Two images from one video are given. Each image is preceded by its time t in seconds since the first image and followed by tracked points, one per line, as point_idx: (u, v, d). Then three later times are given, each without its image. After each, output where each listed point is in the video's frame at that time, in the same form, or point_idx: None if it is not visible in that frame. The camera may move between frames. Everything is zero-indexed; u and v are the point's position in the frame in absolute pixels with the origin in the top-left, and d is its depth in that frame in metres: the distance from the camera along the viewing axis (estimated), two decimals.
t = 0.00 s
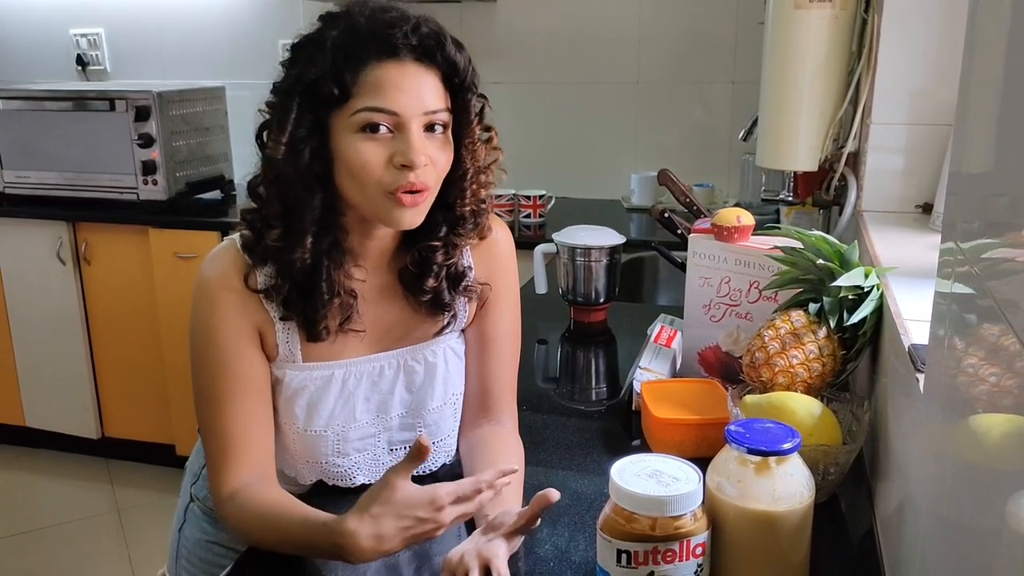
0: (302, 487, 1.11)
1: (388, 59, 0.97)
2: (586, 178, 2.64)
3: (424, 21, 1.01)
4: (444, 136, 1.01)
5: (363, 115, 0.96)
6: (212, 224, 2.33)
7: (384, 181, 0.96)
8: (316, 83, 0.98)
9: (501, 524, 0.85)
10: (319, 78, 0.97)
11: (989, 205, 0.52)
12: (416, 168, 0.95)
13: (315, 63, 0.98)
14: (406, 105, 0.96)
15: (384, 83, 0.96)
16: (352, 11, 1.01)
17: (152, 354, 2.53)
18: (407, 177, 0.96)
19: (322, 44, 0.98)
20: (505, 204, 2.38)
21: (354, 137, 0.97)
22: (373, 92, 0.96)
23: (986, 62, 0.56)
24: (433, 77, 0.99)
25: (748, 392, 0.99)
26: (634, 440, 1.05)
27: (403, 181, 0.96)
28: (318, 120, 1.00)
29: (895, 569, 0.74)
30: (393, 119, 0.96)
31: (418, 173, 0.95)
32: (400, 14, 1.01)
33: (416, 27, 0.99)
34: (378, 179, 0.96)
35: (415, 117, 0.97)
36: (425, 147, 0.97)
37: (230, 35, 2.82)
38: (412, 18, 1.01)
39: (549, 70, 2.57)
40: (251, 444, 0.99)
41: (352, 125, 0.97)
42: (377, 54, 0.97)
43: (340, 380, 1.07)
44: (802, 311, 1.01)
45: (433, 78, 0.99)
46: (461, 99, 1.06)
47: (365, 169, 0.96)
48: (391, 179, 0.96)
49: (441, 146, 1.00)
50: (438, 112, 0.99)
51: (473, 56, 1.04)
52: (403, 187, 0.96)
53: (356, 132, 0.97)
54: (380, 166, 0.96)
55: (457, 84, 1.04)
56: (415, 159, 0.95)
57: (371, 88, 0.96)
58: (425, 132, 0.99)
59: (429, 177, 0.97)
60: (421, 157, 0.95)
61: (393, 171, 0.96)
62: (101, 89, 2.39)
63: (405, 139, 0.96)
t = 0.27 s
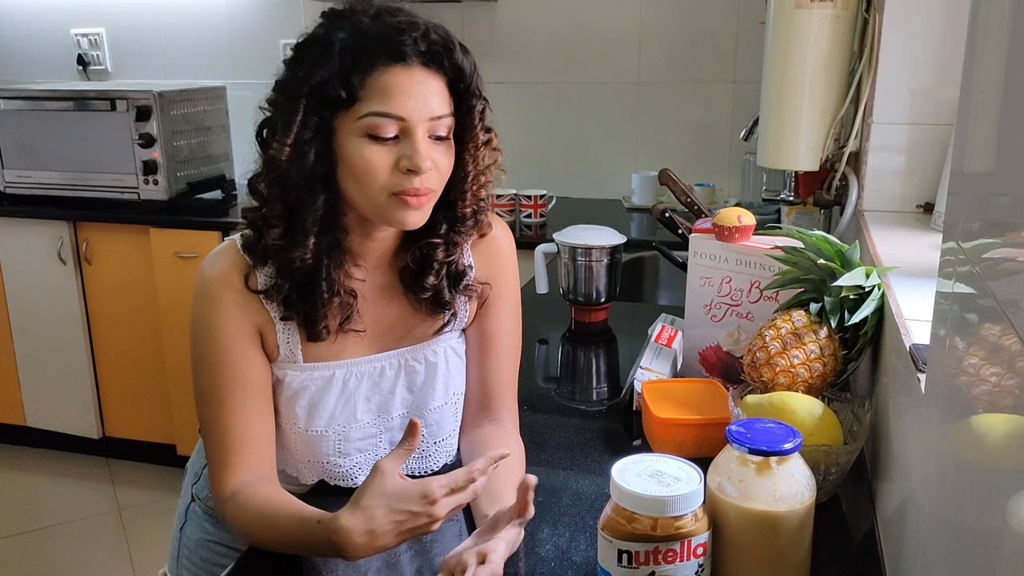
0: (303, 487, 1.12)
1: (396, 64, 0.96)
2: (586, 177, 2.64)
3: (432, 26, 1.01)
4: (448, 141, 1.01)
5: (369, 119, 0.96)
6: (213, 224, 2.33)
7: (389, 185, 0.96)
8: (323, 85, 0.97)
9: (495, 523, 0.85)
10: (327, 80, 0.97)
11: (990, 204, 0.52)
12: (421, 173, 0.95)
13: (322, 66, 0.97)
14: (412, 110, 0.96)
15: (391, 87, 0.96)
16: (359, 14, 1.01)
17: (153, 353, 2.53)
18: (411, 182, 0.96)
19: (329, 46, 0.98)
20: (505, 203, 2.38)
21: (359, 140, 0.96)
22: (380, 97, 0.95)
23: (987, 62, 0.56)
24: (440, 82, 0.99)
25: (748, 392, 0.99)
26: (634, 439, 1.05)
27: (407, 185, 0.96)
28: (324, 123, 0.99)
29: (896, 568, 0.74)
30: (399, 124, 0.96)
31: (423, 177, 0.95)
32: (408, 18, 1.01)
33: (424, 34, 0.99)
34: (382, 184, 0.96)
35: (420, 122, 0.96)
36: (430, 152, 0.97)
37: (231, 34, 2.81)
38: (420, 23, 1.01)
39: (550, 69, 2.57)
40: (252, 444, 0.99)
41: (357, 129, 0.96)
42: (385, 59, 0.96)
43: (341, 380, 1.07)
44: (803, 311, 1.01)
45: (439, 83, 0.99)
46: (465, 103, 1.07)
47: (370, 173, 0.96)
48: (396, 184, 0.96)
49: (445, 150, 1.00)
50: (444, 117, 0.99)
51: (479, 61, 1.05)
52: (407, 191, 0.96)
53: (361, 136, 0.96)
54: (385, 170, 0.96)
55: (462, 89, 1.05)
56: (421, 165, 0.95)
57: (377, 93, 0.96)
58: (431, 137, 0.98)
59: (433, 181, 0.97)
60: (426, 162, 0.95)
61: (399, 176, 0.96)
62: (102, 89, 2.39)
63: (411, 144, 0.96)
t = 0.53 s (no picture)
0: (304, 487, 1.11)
1: (400, 63, 0.97)
2: (587, 177, 2.64)
3: (437, 27, 1.02)
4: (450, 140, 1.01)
5: (371, 117, 0.95)
6: (213, 223, 2.33)
7: (390, 183, 0.96)
8: (327, 83, 0.97)
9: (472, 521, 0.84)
10: (331, 78, 0.96)
11: (990, 204, 0.52)
12: (423, 172, 0.95)
13: (326, 64, 0.97)
14: (415, 109, 0.96)
15: (394, 86, 0.96)
16: (363, 13, 1.00)
17: (154, 353, 2.53)
18: (412, 180, 0.96)
19: (334, 45, 0.98)
20: (506, 203, 2.38)
21: (361, 138, 0.96)
22: (383, 94, 0.95)
23: (988, 62, 0.56)
24: (442, 82, 0.99)
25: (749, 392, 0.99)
26: (635, 439, 1.05)
27: (408, 183, 0.96)
28: (328, 120, 0.98)
29: (896, 568, 0.74)
30: (401, 122, 0.96)
31: (424, 176, 0.96)
32: (412, 18, 1.01)
33: (429, 34, 1.00)
34: (384, 181, 0.96)
35: (422, 121, 0.96)
36: (432, 151, 0.97)
37: (231, 34, 2.81)
38: (426, 24, 1.01)
39: (551, 69, 2.57)
40: (253, 444, 0.99)
41: (360, 126, 0.96)
42: (389, 58, 0.96)
43: (342, 379, 1.07)
44: (803, 311, 1.01)
45: (442, 83, 0.99)
46: (467, 104, 1.07)
47: (371, 171, 0.96)
48: (397, 182, 0.96)
49: (446, 150, 1.00)
50: (445, 116, 0.99)
51: (481, 62, 1.06)
52: (408, 189, 0.96)
53: (363, 134, 0.96)
54: (386, 168, 0.96)
55: (464, 89, 1.05)
56: (422, 163, 0.95)
57: (380, 91, 0.96)
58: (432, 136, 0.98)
59: (433, 180, 0.97)
60: (428, 161, 0.95)
61: (400, 175, 0.96)
62: (102, 88, 2.39)
63: (413, 142, 0.96)
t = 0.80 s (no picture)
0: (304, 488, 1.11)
1: (399, 56, 0.97)
2: (587, 177, 2.64)
3: (437, 22, 1.02)
4: (447, 135, 1.02)
5: (369, 109, 0.96)
6: (213, 223, 2.33)
7: (386, 177, 0.96)
8: (326, 75, 0.97)
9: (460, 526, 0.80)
10: (330, 70, 0.97)
11: (991, 204, 0.53)
12: (419, 165, 0.96)
13: (326, 55, 0.97)
14: (413, 102, 0.96)
15: (392, 79, 0.96)
16: (364, 7, 1.00)
17: (154, 353, 2.53)
18: (409, 173, 0.96)
19: (334, 37, 0.98)
20: (506, 203, 2.38)
21: (358, 130, 0.96)
22: (381, 87, 0.96)
23: (989, 62, 0.56)
24: (441, 77, 1.00)
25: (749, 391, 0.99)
26: (635, 439, 1.05)
27: (405, 177, 0.96)
28: (326, 112, 0.98)
29: (897, 568, 0.74)
30: (398, 116, 0.96)
31: (420, 169, 0.96)
32: (412, 13, 1.02)
33: (429, 28, 1.00)
34: (380, 174, 0.96)
35: (420, 115, 0.96)
36: (428, 144, 0.97)
37: (231, 33, 2.81)
38: (426, 18, 1.01)
39: (551, 69, 2.57)
40: (253, 440, 0.99)
41: (358, 118, 0.96)
42: (388, 51, 0.96)
43: (341, 376, 1.07)
44: (804, 311, 1.01)
45: (440, 78, 1.00)
46: (465, 100, 1.07)
47: (368, 164, 0.96)
48: (393, 175, 0.96)
49: (443, 144, 1.01)
50: (443, 111, 0.99)
51: (480, 58, 1.06)
52: (404, 183, 0.96)
53: (360, 126, 0.96)
54: (383, 161, 0.96)
55: (463, 86, 1.05)
56: (419, 156, 0.95)
57: (379, 84, 0.96)
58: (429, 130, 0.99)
59: (430, 174, 0.97)
60: (424, 155, 0.96)
61: (397, 168, 0.96)
62: (102, 88, 2.39)
63: (410, 135, 0.96)
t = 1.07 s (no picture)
0: (304, 486, 1.11)
1: (398, 55, 0.97)
2: (587, 177, 2.64)
3: (436, 21, 1.01)
4: (447, 135, 1.02)
5: (368, 108, 0.96)
6: (212, 223, 2.33)
7: (384, 176, 0.96)
8: (325, 73, 0.97)
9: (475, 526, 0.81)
10: (329, 68, 0.97)
11: (990, 204, 0.53)
12: (417, 164, 0.96)
13: (326, 54, 0.98)
14: (411, 101, 0.96)
15: (391, 78, 0.96)
16: (365, 6, 1.01)
17: (154, 353, 2.53)
18: (407, 172, 0.96)
19: (334, 36, 0.98)
20: (506, 203, 2.38)
21: (357, 129, 0.96)
22: (380, 86, 0.96)
23: (988, 62, 0.56)
24: (440, 77, 1.00)
25: (749, 391, 1.00)
26: (635, 439, 1.05)
27: (403, 176, 0.96)
28: (325, 109, 0.99)
29: (896, 568, 0.74)
30: (397, 114, 0.96)
31: (418, 168, 0.96)
32: (413, 12, 1.02)
33: (428, 27, 1.00)
34: (378, 173, 0.96)
35: (418, 114, 0.97)
36: (427, 144, 0.97)
37: (231, 32, 2.81)
38: (425, 17, 1.01)
39: (551, 69, 2.57)
40: (253, 439, 0.99)
41: (357, 117, 0.96)
42: (387, 50, 0.97)
43: (342, 375, 1.07)
44: (803, 311, 1.01)
45: (440, 77, 1.00)
46: (465, 100, 1.07)
47: (366, 163, 0.96)
48: (391, 174, 0.96)
49: (443, 144, 1.01)
50: (442, 110, 0.99)
51: (481, 58, 1.05)
52: (402, 182, 0.96)
53: (358, 125, 0.96)
54: (381, 160, 0.96)
55: (463, 85, 1.05)
56: (417, 155, 0.95)
57: (378, 82, 0.96)
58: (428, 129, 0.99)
59: (428, 174, 0.98)
60: (422, 153, 0.96)
61: (395, 166, 0.96)
62: (102, 88, 2.39)
63: (408, 134, 0.96)
